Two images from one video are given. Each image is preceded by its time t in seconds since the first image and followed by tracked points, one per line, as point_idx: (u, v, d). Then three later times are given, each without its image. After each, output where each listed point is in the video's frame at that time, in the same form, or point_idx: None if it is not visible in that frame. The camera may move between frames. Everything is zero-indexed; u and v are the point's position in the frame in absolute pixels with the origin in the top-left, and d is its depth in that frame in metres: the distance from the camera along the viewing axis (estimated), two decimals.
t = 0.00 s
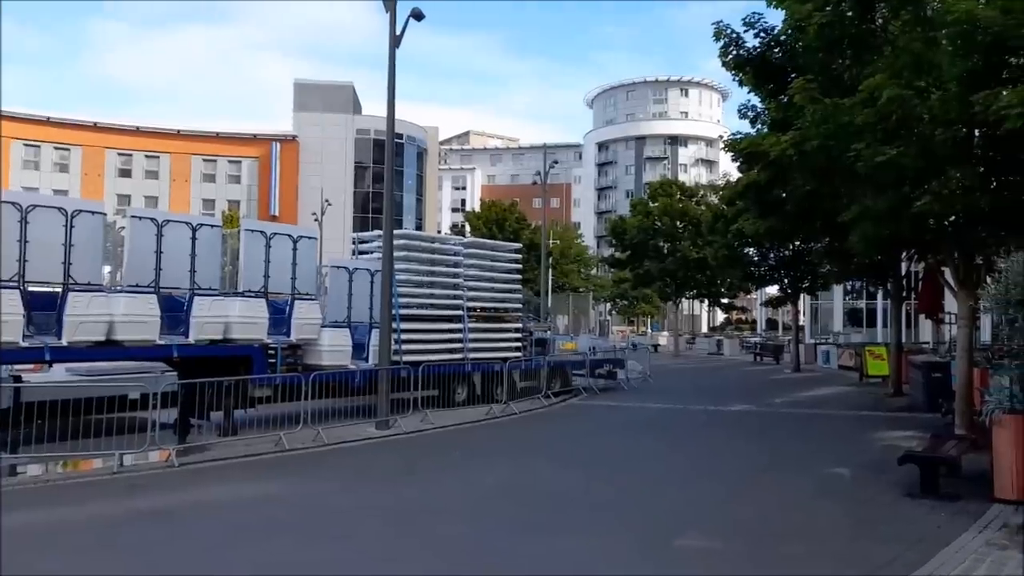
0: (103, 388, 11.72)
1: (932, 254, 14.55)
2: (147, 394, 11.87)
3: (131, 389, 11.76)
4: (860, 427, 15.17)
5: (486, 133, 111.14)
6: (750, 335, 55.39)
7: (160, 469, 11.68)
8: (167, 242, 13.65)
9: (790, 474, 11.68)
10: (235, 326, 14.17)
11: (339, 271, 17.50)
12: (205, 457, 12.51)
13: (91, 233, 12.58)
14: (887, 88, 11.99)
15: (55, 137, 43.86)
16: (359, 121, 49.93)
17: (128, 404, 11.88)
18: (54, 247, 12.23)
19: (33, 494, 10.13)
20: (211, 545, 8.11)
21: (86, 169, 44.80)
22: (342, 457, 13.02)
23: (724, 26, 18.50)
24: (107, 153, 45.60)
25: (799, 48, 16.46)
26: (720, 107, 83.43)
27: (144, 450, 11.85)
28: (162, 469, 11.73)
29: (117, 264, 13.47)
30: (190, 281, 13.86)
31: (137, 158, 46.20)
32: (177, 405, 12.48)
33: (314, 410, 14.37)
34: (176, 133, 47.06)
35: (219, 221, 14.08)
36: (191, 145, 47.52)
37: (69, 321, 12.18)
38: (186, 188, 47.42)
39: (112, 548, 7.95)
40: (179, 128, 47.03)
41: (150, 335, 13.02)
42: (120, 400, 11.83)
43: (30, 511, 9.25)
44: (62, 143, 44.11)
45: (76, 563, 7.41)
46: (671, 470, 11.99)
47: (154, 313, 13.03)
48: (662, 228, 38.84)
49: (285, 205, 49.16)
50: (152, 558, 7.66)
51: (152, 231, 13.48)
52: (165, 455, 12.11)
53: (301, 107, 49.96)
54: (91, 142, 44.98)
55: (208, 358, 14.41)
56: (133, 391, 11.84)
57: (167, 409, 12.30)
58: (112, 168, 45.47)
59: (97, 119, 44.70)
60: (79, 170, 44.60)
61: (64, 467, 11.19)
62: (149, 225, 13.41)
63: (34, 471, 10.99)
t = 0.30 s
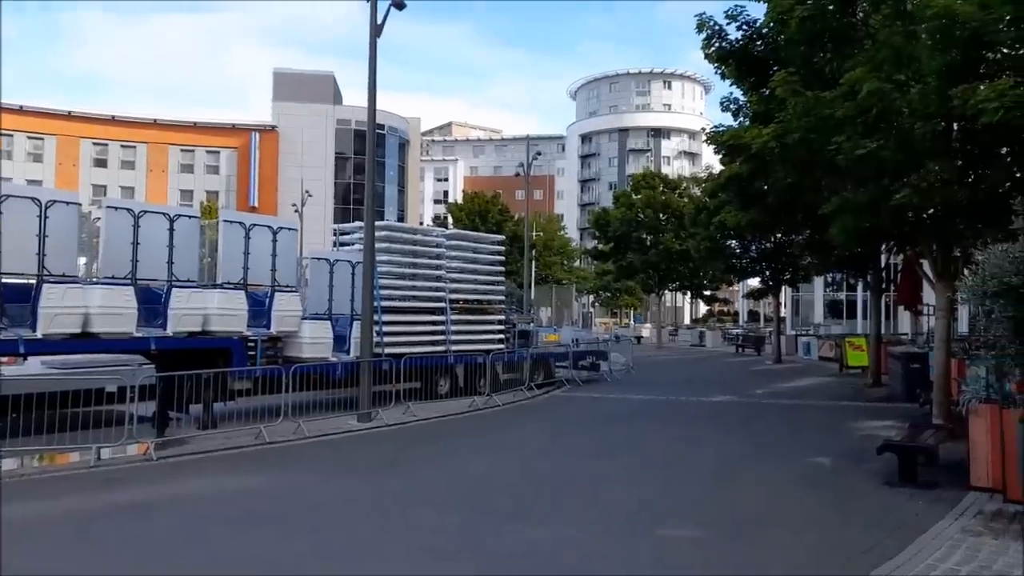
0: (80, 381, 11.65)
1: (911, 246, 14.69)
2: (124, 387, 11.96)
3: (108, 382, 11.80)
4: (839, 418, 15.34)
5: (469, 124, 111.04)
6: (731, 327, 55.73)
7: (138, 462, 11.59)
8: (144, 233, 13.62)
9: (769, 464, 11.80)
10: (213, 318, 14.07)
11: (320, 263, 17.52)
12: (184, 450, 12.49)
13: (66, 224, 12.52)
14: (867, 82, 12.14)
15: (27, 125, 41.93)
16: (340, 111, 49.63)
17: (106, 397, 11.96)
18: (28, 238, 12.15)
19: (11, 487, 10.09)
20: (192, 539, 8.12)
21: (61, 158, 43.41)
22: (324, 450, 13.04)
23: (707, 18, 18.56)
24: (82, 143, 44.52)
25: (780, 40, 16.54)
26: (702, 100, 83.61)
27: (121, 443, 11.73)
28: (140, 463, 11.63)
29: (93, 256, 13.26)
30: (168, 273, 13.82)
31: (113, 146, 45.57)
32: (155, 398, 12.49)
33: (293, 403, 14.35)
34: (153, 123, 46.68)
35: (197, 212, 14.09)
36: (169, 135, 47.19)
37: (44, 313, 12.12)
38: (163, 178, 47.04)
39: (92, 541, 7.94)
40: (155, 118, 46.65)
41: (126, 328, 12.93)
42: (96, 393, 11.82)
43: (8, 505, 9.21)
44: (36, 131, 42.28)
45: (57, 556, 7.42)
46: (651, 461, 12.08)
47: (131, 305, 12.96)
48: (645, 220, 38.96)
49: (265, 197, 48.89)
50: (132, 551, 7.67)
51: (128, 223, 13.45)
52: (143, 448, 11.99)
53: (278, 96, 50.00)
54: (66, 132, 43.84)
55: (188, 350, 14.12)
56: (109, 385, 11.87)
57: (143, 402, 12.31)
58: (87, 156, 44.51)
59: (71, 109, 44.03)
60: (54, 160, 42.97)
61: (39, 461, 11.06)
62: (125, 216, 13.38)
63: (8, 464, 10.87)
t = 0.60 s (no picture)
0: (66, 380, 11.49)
1: (898, 245, 14.77)
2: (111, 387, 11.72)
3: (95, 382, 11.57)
4: (827, 417, 15.40)
5: (459, 123, 111.04)
6: (721, 326, 55.93)
7: (125, 463, 11.53)
8: (131, 231, 13.56)
9: (757, 463, 11.83)
10: (202, 317, 14.00)
11: (309, 262, 17.52)
12: (172, 450, 12.43)
13: (51, 222, 12.49)
14: (855, 82, 12.23)
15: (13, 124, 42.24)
16: (329, 109, 49.58)
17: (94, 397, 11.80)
18: (14, 236, 12.09)
19: None
20: (180, 539, 8.09)
21: (47, 155, 43.55)
22: (313, 449, 13.02)
23: (697, 18, 18.60)
24: (69, 141, 44.57)
25: (769, 40, 16.61)
26: (691, 100, 83.76)
27: (108, 443, 11.68)
28: (127, 463, 11.59)
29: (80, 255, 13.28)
30: (155, 271, 13.76)
31: (99, 145, 45.45)
32: (142, 398, 12.39)
33: (282, 403, 14.35)
34: (140, 120, 46.43)
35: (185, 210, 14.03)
36: (156, 133, 47.00)
37: (30, 311, 12.08)
38: (151, 176, 46.89)
39: (78, 541, 7.91)
40: (142, 115, 46.39)
41: (114, 327, 12.89)
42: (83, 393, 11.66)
43: None
44: (22, 130, 42.74)
45: (43, 557, 7.39)
46: (641, 460, 12.09)
47: (120, 304, 12.92)
48: (634, 219, 39.03)
49: (253, 196, 48.52)
50: (119, 550, 7.65)
51: (115, 221, 13.38)
52: (130, 448, 11.91)
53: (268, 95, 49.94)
54: (52, 129, 43.96)
55: (177, 349, 14.02)
56: (97, 384, 11.66)
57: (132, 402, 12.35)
58: (73, 155, 44.54)
59: (58, 105, 43.74)
60: (39, 157, 43.31)
61: (25, 461, 11.03)
62: (112, 215, 13.31)
63: None
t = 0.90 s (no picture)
0: (42, 382, 11.31)
1: (877, 244, 14.93)
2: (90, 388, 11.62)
3: (74, 383, 11.51)
4: (808, 413, 15.54)
5: (442, 123, 111.06)
6: (703, 325, 56.25)
7: (105, 466, 11.33)
8: (111, 231, 13.50)
9: (738, 459, 11.93)
10: (182, 318, 14.00)
11: (291, 261, 17.53)
12: (153, 451, 12.34)
13: (29, 223, 12.45)
14: (834, 82, 12.39)
15: None
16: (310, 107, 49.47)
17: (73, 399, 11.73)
18: None
19: None
20: (163, 541, 8.09)
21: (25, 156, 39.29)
22: (297, 450, 13.02)
23: (678, 19, 18.72)
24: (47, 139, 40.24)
25: (750, 41, 16.74)
26: (673, 99, 84.14)
27: (87, 446, 11.50)
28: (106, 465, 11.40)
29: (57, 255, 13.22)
30: (136, 271, 13.70)
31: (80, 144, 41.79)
32: (122, 400, 12.35)
33: (265, 404, 14.29)
34: (119, 118, 44.63)
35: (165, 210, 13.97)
36: (133, 131, 45.42)
37: (9, 312, 12.03)
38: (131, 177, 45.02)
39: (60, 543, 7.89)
40: (121, 114, 44.56)
41: (93, 329, 12.85)
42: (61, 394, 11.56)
43: None
44: None
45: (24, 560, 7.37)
46: (623, 458, 12.17)
47: (99, 305, 12.92)
48: (617, 219, 39.18)
49: (234, 195, 48.74)
50: (103, 551, 7.65)
51: (94, 221, 13.32)
52: (110, 451, 11.67)
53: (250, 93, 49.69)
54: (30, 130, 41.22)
55: (157, 351, 13.99)
56: (76, 386, 11.58)
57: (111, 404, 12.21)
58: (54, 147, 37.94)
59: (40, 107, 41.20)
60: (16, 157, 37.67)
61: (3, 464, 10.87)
62: (91, 215, 13.26)
63: None
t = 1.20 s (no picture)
0: (15, 383, 11.24)
1: (855, 247, 15.07)
2: (65, 389, 11.55)
3: (49, 384, 11.43)
4: (787, 415, 15.67)
5: (424, 124, 110.91)
6: (684, 326, 56.56)
7: (79, 468, 11.27)
8: (87, 231, 13.39)
9: (717, 460, 12.01)
10: (159, 319, 13.91)
11: (271, 261, 17.39)
12: (129, 453, 12.28)
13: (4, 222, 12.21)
14: (813, 86, 12.54)
15: None
16: (292, 107, 49.66)
17: (46, 399, 11.68)
18: None
19: None
20: (139, 542, 8.07)
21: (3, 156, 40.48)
22: (276, 451, 12.99)
23: (660, 22, 18.83)
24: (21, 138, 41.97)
25: (731, 44, 16.84)
26: (656, 102, 84.47)
27: (61, 448, 11.42)
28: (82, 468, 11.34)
29: (33, 254, 13.01)
30: (112, 271, 13.62)
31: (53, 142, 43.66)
32: (96, 401, 12.31)
33: (243, 405, 14.27)
34: (96, 116, 44.98)
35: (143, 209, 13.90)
36: (112, 129, 45.74)
37: None
38: (107, 174, 45.65)
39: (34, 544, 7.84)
40: (99, 112, 44.99)
41: (67, 330, 12.76)
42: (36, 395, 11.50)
43: None
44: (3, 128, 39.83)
45: None
46: (602, 459, 12.22)
47: (74, 305, 12.83)
48: (599, 220, 39.28)
49: (214, 194, 48.17)
50: (79, 553, 7.62)
51: (70, 220, 13.20)
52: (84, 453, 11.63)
53: (231, 92, 49.59)
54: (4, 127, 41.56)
55: (134, 352, 13.91)
56: (50, 386, 11.49)
57: (85, 406, 12.22)
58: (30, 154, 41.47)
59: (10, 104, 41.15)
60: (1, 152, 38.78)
61: None
62: (66, 214, 13.13)
63: None
